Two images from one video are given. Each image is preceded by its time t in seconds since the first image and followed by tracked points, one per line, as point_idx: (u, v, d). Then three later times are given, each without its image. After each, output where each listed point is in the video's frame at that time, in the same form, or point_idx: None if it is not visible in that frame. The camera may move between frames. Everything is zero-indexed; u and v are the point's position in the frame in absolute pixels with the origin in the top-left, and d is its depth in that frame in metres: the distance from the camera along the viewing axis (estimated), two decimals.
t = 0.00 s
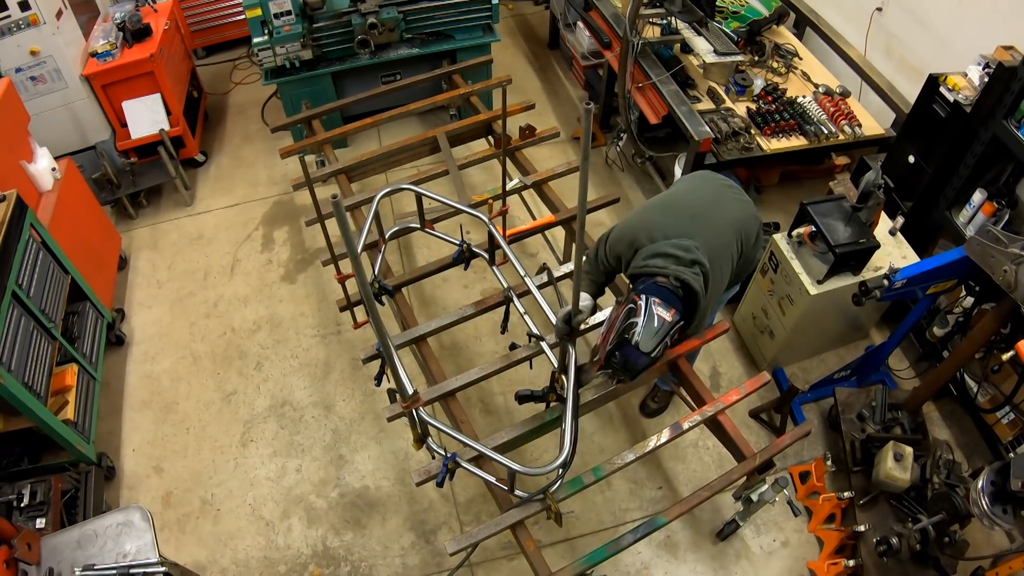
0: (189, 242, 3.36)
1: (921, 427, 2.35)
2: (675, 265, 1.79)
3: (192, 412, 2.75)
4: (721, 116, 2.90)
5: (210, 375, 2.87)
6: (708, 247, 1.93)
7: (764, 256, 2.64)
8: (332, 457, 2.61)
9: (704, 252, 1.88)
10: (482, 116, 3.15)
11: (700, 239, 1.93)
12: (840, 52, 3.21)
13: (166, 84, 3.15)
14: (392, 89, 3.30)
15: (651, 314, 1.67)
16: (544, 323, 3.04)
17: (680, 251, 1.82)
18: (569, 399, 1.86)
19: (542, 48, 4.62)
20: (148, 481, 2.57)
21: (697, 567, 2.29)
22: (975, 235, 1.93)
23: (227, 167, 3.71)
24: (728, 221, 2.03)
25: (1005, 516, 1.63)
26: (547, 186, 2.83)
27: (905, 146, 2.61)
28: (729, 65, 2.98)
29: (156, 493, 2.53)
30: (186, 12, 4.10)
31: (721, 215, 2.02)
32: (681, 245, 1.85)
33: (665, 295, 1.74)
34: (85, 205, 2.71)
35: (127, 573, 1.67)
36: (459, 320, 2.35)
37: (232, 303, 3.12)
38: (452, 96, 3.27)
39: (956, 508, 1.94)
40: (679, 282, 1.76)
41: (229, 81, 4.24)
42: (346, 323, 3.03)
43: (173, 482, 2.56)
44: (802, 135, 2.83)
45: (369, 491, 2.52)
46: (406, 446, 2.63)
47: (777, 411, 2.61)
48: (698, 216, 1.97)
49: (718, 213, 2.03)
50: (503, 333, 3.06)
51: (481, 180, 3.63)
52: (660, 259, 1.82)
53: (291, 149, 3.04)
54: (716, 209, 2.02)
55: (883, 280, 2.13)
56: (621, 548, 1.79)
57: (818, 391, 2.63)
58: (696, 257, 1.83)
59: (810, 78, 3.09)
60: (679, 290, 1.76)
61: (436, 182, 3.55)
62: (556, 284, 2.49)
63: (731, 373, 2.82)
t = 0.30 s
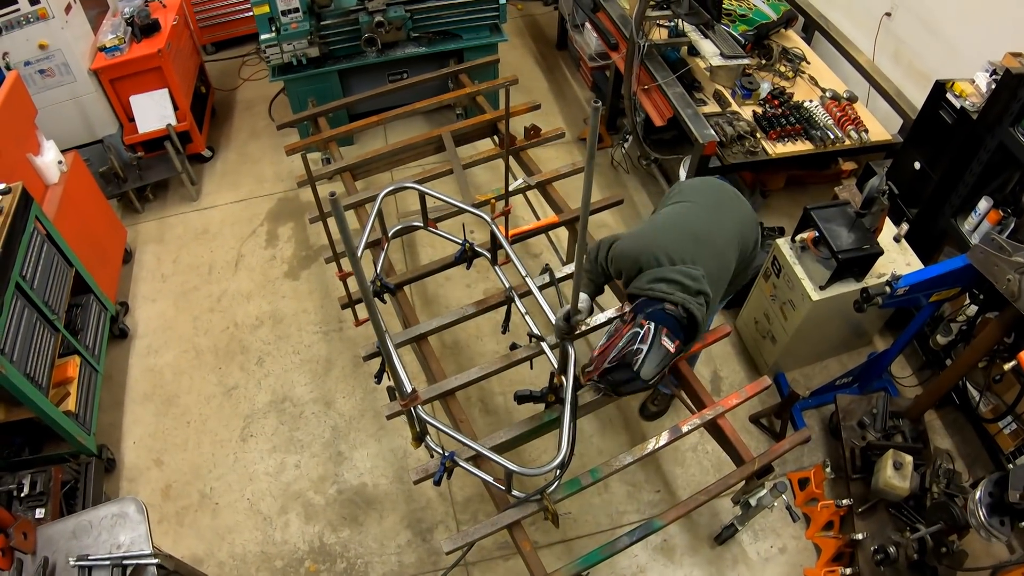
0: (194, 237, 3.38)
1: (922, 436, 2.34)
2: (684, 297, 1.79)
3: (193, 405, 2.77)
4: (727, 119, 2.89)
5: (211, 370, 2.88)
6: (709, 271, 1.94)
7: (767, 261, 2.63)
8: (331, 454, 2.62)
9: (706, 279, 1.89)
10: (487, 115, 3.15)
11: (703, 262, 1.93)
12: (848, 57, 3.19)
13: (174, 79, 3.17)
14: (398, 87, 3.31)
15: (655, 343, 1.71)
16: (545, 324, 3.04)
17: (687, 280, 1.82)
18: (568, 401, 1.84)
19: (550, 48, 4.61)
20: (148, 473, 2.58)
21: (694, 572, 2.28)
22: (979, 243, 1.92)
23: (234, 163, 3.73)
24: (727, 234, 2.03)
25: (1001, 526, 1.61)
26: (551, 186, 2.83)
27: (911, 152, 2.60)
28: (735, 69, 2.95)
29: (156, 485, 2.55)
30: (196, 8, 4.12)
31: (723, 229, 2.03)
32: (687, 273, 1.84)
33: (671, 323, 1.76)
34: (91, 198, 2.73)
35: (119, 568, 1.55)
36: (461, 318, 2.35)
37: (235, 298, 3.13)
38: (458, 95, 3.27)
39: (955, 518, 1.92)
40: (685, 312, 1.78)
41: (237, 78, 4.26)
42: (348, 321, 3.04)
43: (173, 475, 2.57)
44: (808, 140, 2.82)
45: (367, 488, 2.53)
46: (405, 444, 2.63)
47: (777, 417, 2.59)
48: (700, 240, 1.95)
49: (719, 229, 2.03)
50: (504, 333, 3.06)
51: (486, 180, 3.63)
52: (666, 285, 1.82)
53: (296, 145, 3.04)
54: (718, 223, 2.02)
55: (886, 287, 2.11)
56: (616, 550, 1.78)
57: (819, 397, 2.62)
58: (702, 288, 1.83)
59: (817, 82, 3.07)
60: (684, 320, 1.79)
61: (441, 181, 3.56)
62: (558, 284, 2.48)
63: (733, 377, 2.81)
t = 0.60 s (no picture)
0: (199, 232, 3.39)
1: (923, 444, 2.32)
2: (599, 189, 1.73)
3: (194, 400, 2.78)
4: (732, 122, 2.88)
5: (213, 365, 2.89)
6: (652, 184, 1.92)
7: (770, 265, 2.62)
8: (330, 451, 2.63)
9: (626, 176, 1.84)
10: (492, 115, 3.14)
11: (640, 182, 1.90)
12: (856, 61, 3.17)
13: (181, 75, 3.19)
14: (403, 86, 3.32)
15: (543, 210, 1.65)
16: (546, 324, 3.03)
17: (603, 174, 1.78)
18: (564, 403, 1.83)
19: (558, 49, 4.61)
20: (148, 467, 2.60)
21: None
22: (982, 250, 1.90)
23: (239, 159, 3.75)
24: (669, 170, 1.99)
25: (998, 539, 1.60)
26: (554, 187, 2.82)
27: (917, 158, 2.58)
28: (741, 71, 2.94)
29: (155, 479, 2.56)
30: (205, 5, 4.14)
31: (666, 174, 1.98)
32: (607, 171, 1.80)
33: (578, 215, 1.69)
34: (96, 192, 2.75)
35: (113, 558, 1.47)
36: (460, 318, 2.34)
37: (238, 294, 3.14)
38: (463, 95, 3.27)
39: (953, 527, 1.93)
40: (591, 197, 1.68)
41: (245, 74, 4.28)
42: (350, 318, 3.05)
43: (172, 469, 2.59)
44: (813, 144, 2.80)
45: (364, 485, 2.53)
46: (403, 442, 2.63)
47: (777, 422, 2.58)
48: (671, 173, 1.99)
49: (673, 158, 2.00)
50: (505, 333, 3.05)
51: (490, 180, 3.63)
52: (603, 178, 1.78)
53: (300, 143, 3.05)
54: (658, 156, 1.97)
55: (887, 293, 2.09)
56: (611, 553, 1.78)
57: (819, 402, 2.60)
58: (614, 182, 1.77)
59: (823, 86, 3.06)
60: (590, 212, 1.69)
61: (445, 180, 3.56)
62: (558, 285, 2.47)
63: (733, 381, 2.80)
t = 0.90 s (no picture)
0: (204, 227, 3.41)
1: (924, 452, 2.30)
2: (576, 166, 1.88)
3: (195, 395, 2.80)
4: (737, 125, 2.87)
5: (215, 360, 2.91)
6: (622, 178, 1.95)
7: (773, 270, 2.60)
8: (329, 448, 2.63)
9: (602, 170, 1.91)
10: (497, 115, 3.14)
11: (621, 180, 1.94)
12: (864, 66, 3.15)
13: (188, 71, 3.21)
14: (409, 85, 3.32)
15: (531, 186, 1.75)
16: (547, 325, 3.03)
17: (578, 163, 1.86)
18: (560, 405, 1.82)
19: (566, 50, 4.61)
20: (148, 460, 2.61)
21: None
22: (986, 258, 1.88)
23: (246, 155, 3.77)
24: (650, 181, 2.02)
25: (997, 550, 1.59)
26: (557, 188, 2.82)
27: (923, 164, 2.56)
28: (747, 75, 2.93)
29: (155, 472, 2.58)
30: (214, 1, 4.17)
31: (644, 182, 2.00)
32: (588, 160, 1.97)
33: (554, 182, 1.81)
34: (102, 185, 2.77)
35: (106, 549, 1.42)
36: (460, 317, 2.35)
37: (242, 289, 3.16)
38: (469, 94, 3.27)
39: (950, 537, 1.93)
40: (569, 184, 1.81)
41: (253, 71, 4.31)
42: (352, 316, 3.05)
43: (172, 462, 2.60)
44: (819, 149, 2.79)
45: (362, 483, 2.54)
46: (402, 441, 2.64)
47: (777, 428, 2.57)
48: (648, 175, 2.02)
49: (659, 155, 2.06)
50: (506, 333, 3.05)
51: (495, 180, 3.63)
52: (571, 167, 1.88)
53: (305, 141, 3.05)
54: (632, 150, 2.02)
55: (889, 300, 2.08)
56: (604, 556, 1.77)
57: (820, 409, 2.59)
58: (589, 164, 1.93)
59: (831, 91, 3.04)
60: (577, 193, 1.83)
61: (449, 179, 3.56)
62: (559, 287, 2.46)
63: (734, 386, 2.79)
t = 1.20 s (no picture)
0: (209, 223, 3.43)
1: (924, 460, 2.29)
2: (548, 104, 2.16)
3: (196, 389, 2.81)
4: (742, 128, 2.86)
5: (217, 355, 2.92)
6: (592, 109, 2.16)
7: (776, 274, 2.59)
8: (328, 444, 2.64)
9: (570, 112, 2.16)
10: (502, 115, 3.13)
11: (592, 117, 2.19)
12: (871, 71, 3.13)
13: (195, 67, 3.22)
14: (415, 83, 3.33)
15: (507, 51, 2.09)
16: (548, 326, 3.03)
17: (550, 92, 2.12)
18: (556, 407, 1.82)
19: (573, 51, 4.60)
20: (148, 454, 2.63)
21: None
22: (990, 266, 1.86)
23: (252, 151, 3.78)
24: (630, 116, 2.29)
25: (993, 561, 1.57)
26: (560, 189, 2.81)
27: (928, 170, 2.54)
28: (753, 78, 2.92)
29: (155, 465, 2.59)
30: None
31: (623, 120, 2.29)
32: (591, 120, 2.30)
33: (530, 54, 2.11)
34: (107, 180, 2.78)
35: (103, 540, 1.44)
36: (460, 317, 2.35)
37: (245, 286, 3.17)
38: (474, 94, 3.27)
39: (948, 547, 1.94)
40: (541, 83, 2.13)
41: (261, 68, 4.33)
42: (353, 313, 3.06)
43: (172, 456, 2.62)
44: (824, 153, 2.77)
45: (360, 480, 2.54)
46: (400, 439, 2.64)
47: (776, 433, 2.55)
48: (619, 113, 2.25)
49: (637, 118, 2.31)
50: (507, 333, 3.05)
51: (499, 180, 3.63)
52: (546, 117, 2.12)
53: (310, 138, 3.06)
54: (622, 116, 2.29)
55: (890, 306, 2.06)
56: (598, 558, 1.77)
57: (822, 415, 2.57)
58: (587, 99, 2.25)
59: (837, 95, 3.02)
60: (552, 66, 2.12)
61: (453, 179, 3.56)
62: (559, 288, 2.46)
63: (735, 391, 2.78)
